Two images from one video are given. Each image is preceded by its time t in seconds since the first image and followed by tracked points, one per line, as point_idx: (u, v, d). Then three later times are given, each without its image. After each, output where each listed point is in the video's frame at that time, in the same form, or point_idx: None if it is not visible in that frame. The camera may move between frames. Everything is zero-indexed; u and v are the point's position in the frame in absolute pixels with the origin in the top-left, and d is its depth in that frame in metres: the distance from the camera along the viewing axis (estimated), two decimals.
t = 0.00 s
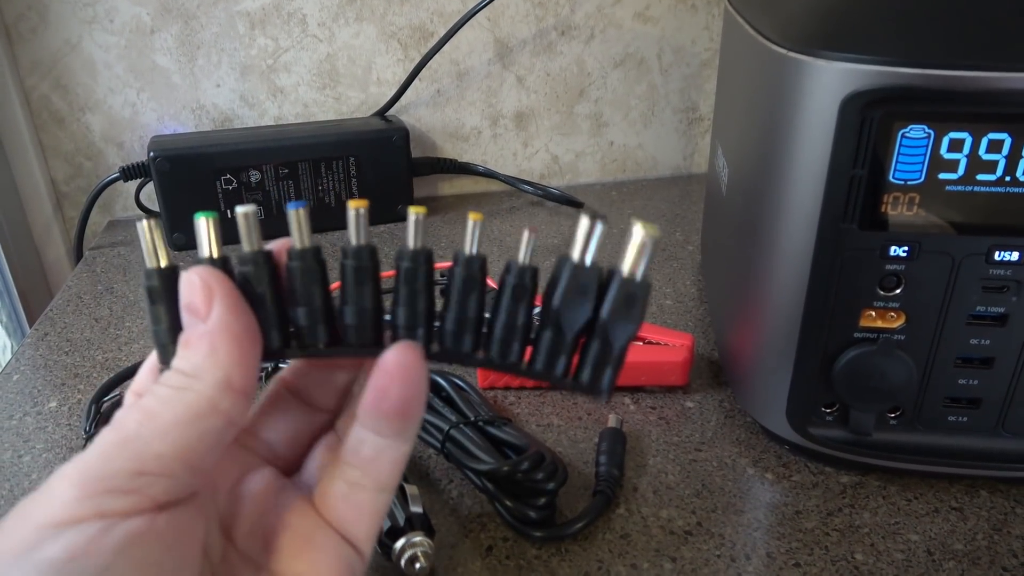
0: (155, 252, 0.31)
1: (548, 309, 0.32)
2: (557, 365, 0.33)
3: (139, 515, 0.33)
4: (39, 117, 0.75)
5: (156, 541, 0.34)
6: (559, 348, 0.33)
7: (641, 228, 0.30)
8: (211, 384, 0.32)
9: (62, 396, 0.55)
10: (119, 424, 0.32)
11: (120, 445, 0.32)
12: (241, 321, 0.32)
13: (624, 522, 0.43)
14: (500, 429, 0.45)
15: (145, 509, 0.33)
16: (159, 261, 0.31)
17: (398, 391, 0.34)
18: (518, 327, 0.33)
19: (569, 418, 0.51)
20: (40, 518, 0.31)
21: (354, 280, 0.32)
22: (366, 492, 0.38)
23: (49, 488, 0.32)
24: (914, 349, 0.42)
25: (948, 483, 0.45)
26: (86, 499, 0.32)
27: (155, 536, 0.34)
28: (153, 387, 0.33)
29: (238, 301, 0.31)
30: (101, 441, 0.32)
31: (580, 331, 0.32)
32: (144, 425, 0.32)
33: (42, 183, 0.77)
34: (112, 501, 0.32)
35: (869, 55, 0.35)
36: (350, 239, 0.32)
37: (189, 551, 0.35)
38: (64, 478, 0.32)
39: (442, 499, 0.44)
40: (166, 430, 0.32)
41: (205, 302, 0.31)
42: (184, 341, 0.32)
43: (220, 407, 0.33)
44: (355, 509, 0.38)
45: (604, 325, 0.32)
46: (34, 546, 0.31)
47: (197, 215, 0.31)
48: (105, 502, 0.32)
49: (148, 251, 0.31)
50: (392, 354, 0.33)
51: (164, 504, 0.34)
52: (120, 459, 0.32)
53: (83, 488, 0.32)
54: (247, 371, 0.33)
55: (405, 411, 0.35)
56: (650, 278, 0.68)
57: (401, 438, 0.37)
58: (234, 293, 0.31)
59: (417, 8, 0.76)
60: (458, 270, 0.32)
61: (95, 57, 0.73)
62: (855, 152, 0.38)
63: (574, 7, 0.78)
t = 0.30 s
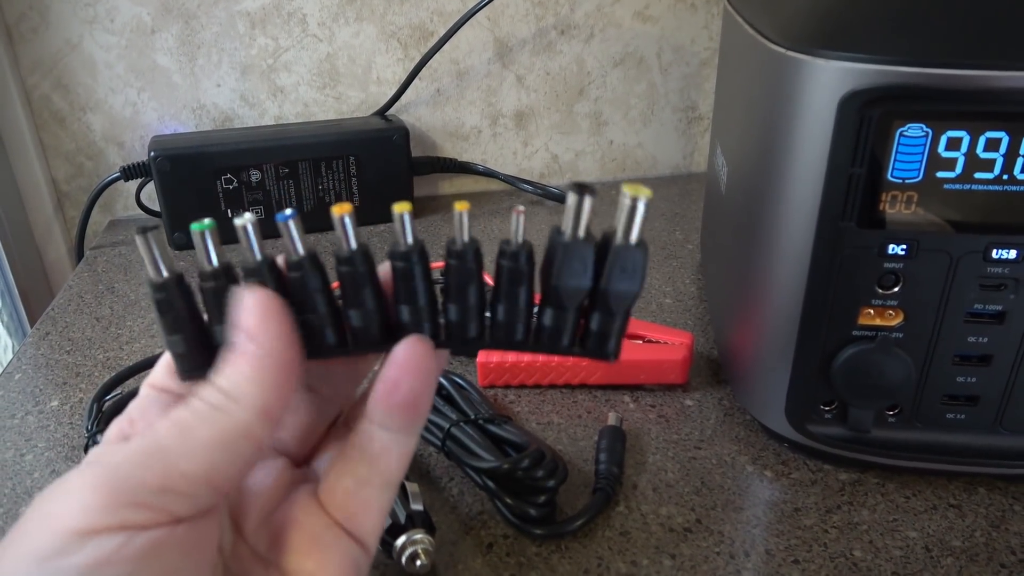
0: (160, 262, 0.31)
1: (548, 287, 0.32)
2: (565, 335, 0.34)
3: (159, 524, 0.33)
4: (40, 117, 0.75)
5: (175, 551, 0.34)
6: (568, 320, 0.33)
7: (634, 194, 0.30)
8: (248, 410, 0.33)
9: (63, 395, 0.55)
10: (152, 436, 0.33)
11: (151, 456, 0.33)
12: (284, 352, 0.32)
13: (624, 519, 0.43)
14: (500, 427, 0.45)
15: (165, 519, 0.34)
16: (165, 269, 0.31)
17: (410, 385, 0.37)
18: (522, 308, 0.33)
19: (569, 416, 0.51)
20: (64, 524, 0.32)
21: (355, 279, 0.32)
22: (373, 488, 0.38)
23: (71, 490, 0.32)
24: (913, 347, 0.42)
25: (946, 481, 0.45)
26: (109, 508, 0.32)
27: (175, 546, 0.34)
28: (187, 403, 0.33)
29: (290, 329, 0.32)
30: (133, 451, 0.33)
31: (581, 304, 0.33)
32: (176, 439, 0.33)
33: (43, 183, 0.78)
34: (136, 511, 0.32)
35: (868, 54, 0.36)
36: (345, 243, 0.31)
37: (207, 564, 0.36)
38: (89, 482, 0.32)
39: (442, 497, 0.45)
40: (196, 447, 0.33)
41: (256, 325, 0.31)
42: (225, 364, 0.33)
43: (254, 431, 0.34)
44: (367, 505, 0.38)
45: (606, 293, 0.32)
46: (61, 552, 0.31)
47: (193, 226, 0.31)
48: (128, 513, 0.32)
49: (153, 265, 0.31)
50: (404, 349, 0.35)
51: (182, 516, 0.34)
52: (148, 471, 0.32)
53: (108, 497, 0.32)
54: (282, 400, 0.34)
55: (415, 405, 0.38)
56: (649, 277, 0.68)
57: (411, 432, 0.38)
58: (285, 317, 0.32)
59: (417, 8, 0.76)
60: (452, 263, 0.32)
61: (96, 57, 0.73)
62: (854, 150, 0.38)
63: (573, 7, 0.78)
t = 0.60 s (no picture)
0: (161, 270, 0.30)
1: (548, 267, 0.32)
2: (575, 308, 0.34)
3: (193, 509, 0.34)
4: (41, 117, 0.75)
5: (209, 538, 0.35)
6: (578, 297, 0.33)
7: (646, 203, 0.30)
8: (296, 424, 0.35)
9: (66, 394, 0.56)
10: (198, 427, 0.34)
11: (195, 448, 0.34)
12: (342, 379, 0.36)
13: (626, 515, 0.43)
14: (502, 424, 0.45)
15: (202, 506, 0.34)
16: (168, 276, 0.30)
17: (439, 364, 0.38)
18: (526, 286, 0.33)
19: (571, 413, 0.51)
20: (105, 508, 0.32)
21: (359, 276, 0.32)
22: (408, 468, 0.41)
23: (109, 475, 0.33)
24: (914, 343, 0.42)
25: (948, 476, 0.45)
26: (149, 497, 0.33)
27: (213, 531, 0.35)
28: (238, 404, 0.36)
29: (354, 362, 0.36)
30: (178, 443, 0.34)
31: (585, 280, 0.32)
32: (222, 434, 0.34)
33: (44, 183, 0.78)
34: (177, 498, 0.33)
35: (868, 50, 0.36)
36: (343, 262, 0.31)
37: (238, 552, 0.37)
38: (128, 471, 0.33)
39: (445, 494, 0.45)
40: (242, 445, 0.34)
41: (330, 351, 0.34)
42: (289, 381, 0.36)
43: (296, 443, 0.36)
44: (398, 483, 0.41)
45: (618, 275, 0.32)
46: (101, 537, 0.32)
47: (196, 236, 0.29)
48: (168, 500, 0.33)
49: (163, 277, 0.30)
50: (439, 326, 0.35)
51: (216, 504, 0.35)
52: (194, 462, 0.33)
53: (148, 485, 0.33)
54: (325, 422, 0.37)
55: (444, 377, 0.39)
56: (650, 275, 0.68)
57: (444, 404, 0.40)
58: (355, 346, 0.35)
59: (417, 7, 0.76)
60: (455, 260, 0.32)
61: (96, 57, 0.73)
62: (855, 146, 0.38)
63: (573, 5, 0.78)
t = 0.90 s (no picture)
0: (159, 266, 0.29)
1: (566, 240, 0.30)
2: (588, 274, 0.31)
3: (185, 488, 0.34)
4: (41, 120, 0.76)
5: (201, 517, 0.35)
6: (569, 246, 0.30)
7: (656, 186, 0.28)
8: (295, 404, 0.35)
9: (67, 395, 0.56)
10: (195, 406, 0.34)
11: (188, 427, 0.34)
12: (349, 360, 0.35)
13: (623, 514, 0.43)
14: (500, 424, 0.45)
15: (194, 484, 0.35)
16: (167, 271, 0.29)
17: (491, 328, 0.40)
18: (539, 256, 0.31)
19: (569, 413, 0.52)
20: (97, 487, 0.33)
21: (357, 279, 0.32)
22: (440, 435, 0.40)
23: (100, 454, 0.33)
24: (907, 342, 0.42)
25: (942, 474, 0.46)
26: (139, 477, 0.33)
27: (205, 512, 0.35)
28: (240, 383, 0.35)
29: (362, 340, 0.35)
30: (173, 420, 0.34)
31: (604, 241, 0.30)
32: (218, 412, 0.34)
33: (44, 186, 0.78)
34: (168, 477, 0.33)
35: (861, 52, 0.36)
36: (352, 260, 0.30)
37: (235, 529, 0.36)
38: (118, 449, 0.33)
39: (443, 494, 0.45)
40: (235, 424, 0.34)
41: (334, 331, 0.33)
42: (292, 361, 0.35)
43: (293, 424, 0.35)
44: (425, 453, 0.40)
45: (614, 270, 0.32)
46: (88, 520, 0.32)
47: (188, 234, 0.29)
48: (159, 479, 0.33)
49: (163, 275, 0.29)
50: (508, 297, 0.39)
51: (210, 483, 0.35)
52: (185, 440, 0.33)
53: (139, 465, 0.33)
54: (328, 402, 0.36)
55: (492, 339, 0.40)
56: (647, 275, 0.69)
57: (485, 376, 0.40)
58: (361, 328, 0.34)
59: (415, 9, 0.76)
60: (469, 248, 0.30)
61: (96, 59, 0.74)
62: (848, 147, 0.38)
63: (570, 7, 0.79)
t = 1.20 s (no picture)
0: (160, 273, 0.26)
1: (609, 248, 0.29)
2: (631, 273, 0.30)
3: (194, 507, 0.31)
4: (40, 123, 0.76)
5: (213, 538, 0.32)
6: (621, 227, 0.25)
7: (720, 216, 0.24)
8: (314, 414, 0.31)
9: (67, 397, 0.56)
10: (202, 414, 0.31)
11: (196, 442, 0.30)
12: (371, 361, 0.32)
13: (622, 511, 0.44)
14: (499, 423, 0.46)
15: (202, 503, 0.31)
16: (168, 276, 0.27)
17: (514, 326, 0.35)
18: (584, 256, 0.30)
19: (568, 411, 0.52)
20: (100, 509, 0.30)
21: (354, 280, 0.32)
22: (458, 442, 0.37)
23: (102, 472, 0.30)
24: (903, 339, 0.43)
25: (939, 469, 0.46)
26: (144, 500, 0.30)
27: (217, 534, 0.32)
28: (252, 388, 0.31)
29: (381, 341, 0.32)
30: (177, 434, 0.30)
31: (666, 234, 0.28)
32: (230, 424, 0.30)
33: (44, 189, 0.78)
34: (177, 500, 0.30)
35: (855, 51, 0.36)
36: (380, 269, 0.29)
37: (248, 546, 0.34)
38: (121, 468, 0.30)
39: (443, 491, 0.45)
40: (248, 436, 0.30)
41: (355, 334, 0.31)
42: (308, 365, 0.31)
43: (310, 435, 0.32)
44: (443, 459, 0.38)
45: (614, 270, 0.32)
46: (92, 546, 0.30)
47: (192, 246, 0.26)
48: (167, 503, 0.30)
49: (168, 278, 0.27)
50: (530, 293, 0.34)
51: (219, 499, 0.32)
52: (193, 457, 0.30)
53: (144, 487, 0.30)
54: (348, 411, 0.32)
55: (519, 338, 0.35)
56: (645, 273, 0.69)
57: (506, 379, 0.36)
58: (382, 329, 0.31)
59: (412, 10, 0.76)
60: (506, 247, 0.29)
61: (94, 62, 0.74)
62: (842, 145, 0.38)
63: (567, 7, 0.79)
